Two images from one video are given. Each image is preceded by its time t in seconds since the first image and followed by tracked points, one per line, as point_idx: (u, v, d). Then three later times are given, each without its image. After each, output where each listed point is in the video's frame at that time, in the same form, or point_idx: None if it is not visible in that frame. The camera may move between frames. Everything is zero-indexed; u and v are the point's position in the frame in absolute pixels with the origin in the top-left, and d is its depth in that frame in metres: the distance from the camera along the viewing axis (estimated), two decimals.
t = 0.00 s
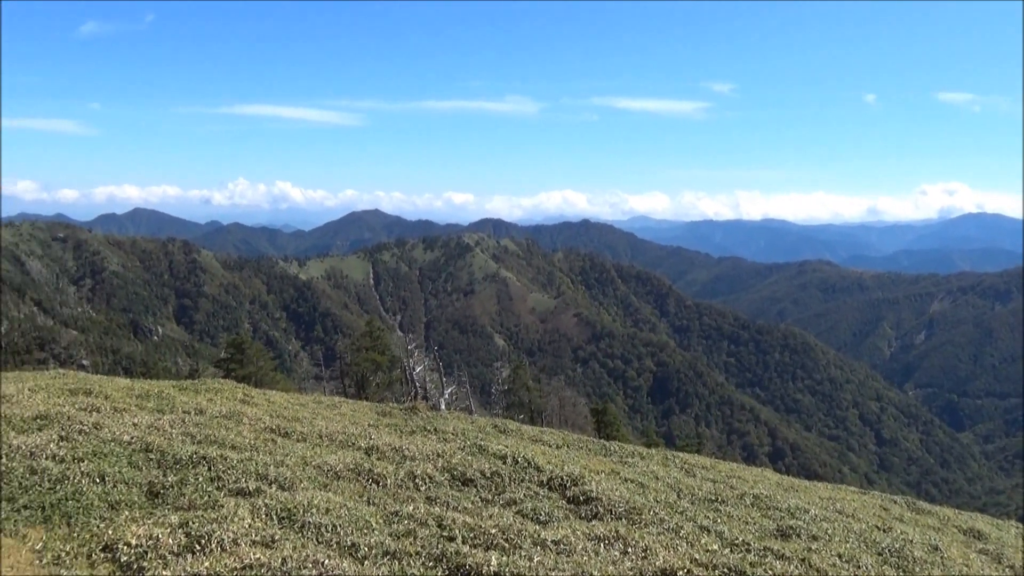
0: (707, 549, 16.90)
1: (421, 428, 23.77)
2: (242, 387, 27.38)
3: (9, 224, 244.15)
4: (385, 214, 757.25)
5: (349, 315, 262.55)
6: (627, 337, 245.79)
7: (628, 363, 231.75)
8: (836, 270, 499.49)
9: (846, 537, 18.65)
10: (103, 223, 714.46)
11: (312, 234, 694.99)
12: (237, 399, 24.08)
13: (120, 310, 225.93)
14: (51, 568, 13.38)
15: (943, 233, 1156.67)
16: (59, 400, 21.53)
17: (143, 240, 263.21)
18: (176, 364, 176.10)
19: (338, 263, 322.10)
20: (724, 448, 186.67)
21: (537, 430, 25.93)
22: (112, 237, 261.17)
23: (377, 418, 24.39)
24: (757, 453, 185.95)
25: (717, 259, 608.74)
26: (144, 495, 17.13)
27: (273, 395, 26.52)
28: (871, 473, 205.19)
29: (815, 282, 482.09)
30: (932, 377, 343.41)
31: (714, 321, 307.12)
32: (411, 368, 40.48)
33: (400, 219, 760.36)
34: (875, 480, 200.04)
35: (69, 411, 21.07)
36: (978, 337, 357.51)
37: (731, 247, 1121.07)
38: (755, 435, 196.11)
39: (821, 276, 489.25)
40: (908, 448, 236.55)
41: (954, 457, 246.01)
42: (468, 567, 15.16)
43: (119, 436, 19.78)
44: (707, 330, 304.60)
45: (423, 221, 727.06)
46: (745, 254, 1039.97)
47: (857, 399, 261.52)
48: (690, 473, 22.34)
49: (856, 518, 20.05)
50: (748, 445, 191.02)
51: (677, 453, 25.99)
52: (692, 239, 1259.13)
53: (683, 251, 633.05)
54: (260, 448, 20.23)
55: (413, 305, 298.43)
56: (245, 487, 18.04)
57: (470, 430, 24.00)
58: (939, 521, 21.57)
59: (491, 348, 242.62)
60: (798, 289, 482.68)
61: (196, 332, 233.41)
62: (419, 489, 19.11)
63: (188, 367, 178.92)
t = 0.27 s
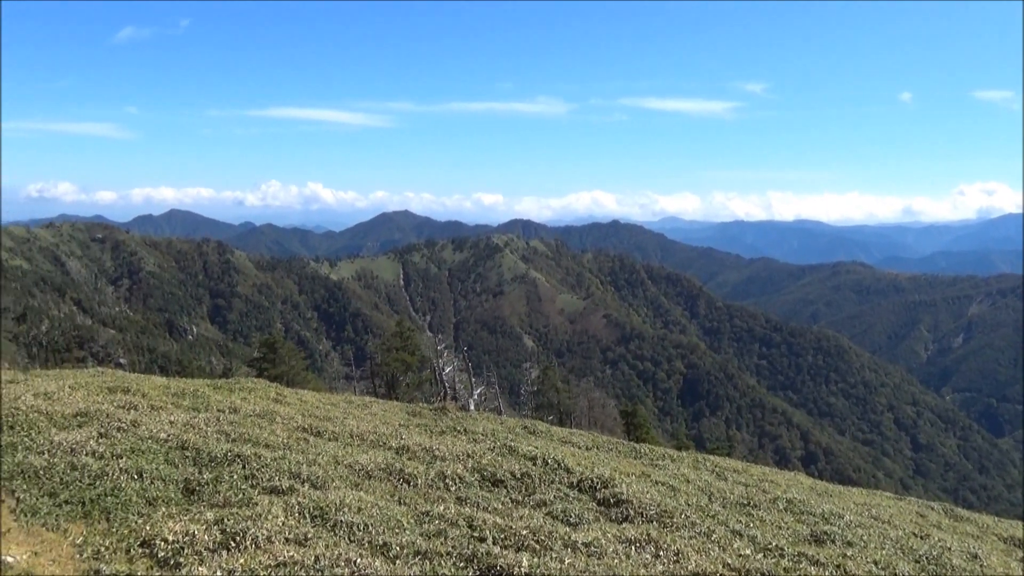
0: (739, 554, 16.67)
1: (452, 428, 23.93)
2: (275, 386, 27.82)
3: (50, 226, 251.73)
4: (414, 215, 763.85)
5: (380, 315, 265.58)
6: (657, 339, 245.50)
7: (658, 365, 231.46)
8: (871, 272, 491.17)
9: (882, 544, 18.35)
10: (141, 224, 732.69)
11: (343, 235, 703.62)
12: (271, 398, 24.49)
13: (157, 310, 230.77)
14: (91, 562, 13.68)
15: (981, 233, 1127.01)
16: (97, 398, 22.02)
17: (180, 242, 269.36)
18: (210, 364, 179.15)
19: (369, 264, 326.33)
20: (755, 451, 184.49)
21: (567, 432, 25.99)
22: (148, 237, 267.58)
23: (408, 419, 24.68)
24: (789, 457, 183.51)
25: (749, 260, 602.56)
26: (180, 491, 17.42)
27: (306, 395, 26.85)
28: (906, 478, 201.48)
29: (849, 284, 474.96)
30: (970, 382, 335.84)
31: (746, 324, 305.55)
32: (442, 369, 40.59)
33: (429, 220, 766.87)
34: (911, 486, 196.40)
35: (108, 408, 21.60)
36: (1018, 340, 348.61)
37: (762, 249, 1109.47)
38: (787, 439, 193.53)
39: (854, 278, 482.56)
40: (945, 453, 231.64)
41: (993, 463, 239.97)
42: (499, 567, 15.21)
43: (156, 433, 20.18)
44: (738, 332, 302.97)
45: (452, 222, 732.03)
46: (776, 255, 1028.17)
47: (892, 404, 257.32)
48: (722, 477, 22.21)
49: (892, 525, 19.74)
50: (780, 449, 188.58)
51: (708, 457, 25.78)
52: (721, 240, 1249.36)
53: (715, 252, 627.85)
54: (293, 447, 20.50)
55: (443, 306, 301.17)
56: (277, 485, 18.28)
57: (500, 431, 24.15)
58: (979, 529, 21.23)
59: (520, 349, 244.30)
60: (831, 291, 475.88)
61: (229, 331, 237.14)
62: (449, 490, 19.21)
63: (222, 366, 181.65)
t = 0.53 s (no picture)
0: (770, 559, 16.51)
1: (478, 429, 24.00)
2: (304, 387, 28.18)
3: (87, 229, 258.48)
4: (441, 218, 770.05)
5: (408, 316, 268.61)
6: (685, 341, 245.00)
7: (686, 367, 230.92)
8: (905, 273, 482.51)
9: (916, 550, 18.02)
10: (174, 227, 748.40)
11: (371, 236, 711.79)
12: (300, 398, 24.77)
13: (188, 311, 235.10)
14: (126, 559, 13.95)
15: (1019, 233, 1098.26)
16: (133, 397, 22.49)
17: (212, 243, 274.71)
18: (240, 363, 181.85)
19: (397, 265, 330.35)
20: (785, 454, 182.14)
21: (594, 434, 26.00)
22: (180, 239, 273.10)
23: (435, 419, 24.84)
24: (819, 461, 180.73)
25: (779, 261, 596.00)
26: (212, 490, 17.70)
27: (334, 395, 27.15)
28: (940, 484, 197.86)
29: (882, 285, 467.58)
30: (1007, 387, 326.94)
31: (775, 326, 304.17)
32: (469, 371, 40.81)
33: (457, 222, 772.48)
34: (945, 491, 192.63)
35: (142, 407, 22.03)
36: None
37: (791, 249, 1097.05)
38: (817, 443, 190.75)
39: (887, 279, 474.52)
40: (981, 458, 226.92)
41: None
42: (527, 569, 15.23)
43: (188, 432, 20.49)
44: (768, 334, 301.51)
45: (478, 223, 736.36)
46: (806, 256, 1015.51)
47: (926, 407, 253.08)
48: (751, 480, 22.02)
49: (926, 532, 19.42)
50: (810, 452, 185.97)
51: (735, 460, 25.60)
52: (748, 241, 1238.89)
53: (745, 253, 622.20)
54: (321, 447, 20.72)
55: (470, 307, 303.40)
56: (307, 484, 18.47)
57: (527, 433, 24.23)
58: (1017, 537, 20.80)
59: (546, 350, 246.30)
60: (863, 292, 468.85)
61: (259, 331, 240.47)
62: (476, 490, 19.25)
63: (252, 365, 184.39)
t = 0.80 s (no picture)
0: (796, 564, 16.36)
1: (501, 432, 24.18)
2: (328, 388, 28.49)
3: (117, 232, 263.51)
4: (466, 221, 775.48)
5: (431, 318, 271.08)
6: (708, 343, 244.50)
7: (710, 370, 230.74)
8: (934, 275, 473.73)
9: (945, 557, 17.80)
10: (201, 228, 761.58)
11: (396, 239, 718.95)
12: (324, 400, 25.01)
13: (215, 312, 238.70)
14: (155, 557, 14.15)
15: None
16: (161, 397, 22.83)
17: (239, 245, 279.26)
18: (265, 364, 184.10)
19: (420, 268, 334.30)
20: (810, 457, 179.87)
21: (617, 437, 26.02)
22: (207, 241, 276.86)
23: (459, 421, 25.00)
24: (846, 465, 177.95)
25: (806, 264, 589.41)
26: (237, 490, 17.87)
27: (357, 396, 27.39)
28: (969, 490, 194.56)
29: (910, 288, 460.33)
30: None
31: (801, 328, 301.55)
32: (492, 373, 41.10)
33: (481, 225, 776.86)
34: (975, 497, 189.07)
35: (170, 408, 22.35)
36: None
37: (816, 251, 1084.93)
38: (843, 447, 188.06)
39: (916, 281, 466.67)
40: (1012, 464, 222.52)
41: None
42: (552, 570, 15.31)
43: (215, 432, 20.76)
44: (793, 336, 299.21)
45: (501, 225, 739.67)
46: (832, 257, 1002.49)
47: (955, 412, 249.04)
48: (776, 484, 21.89)
49: (956, 539, 19.13)
50: (835, 456, 183.62)
51: (760, 464, 25.47)
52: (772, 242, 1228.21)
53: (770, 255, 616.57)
54: (347, 448, 20.92)
55: (493, 309, 304.89)
56: (333, 485, 18.65)
57: (550, 435, 24.28)
58: None
59: (569, 352, 248.38)
60: (892, 295, 461.85)
61: (284, 332, 243.45)
62: (500, 492, 19.29)
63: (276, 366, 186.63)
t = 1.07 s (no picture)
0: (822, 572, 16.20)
1: (524, 435, 24.24)
2: (352, 390, 28.75)
3: (145, 234, 268.20)
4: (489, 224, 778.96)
5: (453, 321, 272.58)
6: (732, 347, 243.28)
7: (733, 374, 229.68)
8: (964, 279, 464.94)
9: (975, 567, 17.55)
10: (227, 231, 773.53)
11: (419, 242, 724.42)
12: (348, 401, 25.23)
13: (240, 313, 240.01)
14: (181, 557, 14.28)
15: None
16: (187, 397, 23.15)
17: (263, 248, 282.80)
18: (288, 365, 185.83)
19: (443, 270, 336.01)
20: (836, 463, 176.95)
21: (641, 442, 26.02)
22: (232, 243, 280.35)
23: (481, 424, 25.10)
24: (871, 473, 175.48)
25: (832, 268, 582.35)
26: (263, 490, 18.06)
27: (381, 398, 27.61)
28: (999, 498, 191.46)
29: (938, 292, 453.02)
30: None
31: (826, 332, 298.07)
32: (514, 376, 41.16)
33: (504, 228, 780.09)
34: (1006, 506, 185.65)
35: (197, 408, 22.70)
36: None
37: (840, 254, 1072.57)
38: (868, 453, 185.66)
39: (945, 285, 458.67)
40: None
41: None
42: (576, 575, 15.27)
43: (241, 433, 21.02)
44: (818, 341, 296.41)
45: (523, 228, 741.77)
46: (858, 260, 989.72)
47: (984, 419, 245.13)
48: (801, 491, 21.70)
49: (987, 550, 18.86)
50: (861, 462, 181.32)
51: (785, 470, 25.30)
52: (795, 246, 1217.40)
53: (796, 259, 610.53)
54: (370, 449, 21.08)
55: (515, 311, 305.16)
56: (356, 486, 18.76)
57: (573, 439, 24.34)
58: None
59: (591, 355, 249.36)
60: (920, 299, 454.47)
61: (308, 334, 245.80)
62: (523, 496, 19.30)
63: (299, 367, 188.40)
